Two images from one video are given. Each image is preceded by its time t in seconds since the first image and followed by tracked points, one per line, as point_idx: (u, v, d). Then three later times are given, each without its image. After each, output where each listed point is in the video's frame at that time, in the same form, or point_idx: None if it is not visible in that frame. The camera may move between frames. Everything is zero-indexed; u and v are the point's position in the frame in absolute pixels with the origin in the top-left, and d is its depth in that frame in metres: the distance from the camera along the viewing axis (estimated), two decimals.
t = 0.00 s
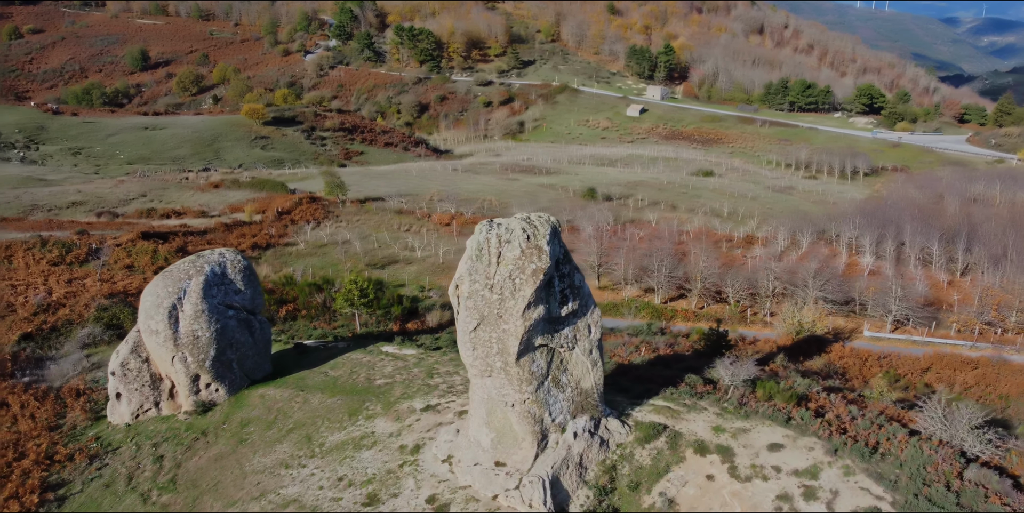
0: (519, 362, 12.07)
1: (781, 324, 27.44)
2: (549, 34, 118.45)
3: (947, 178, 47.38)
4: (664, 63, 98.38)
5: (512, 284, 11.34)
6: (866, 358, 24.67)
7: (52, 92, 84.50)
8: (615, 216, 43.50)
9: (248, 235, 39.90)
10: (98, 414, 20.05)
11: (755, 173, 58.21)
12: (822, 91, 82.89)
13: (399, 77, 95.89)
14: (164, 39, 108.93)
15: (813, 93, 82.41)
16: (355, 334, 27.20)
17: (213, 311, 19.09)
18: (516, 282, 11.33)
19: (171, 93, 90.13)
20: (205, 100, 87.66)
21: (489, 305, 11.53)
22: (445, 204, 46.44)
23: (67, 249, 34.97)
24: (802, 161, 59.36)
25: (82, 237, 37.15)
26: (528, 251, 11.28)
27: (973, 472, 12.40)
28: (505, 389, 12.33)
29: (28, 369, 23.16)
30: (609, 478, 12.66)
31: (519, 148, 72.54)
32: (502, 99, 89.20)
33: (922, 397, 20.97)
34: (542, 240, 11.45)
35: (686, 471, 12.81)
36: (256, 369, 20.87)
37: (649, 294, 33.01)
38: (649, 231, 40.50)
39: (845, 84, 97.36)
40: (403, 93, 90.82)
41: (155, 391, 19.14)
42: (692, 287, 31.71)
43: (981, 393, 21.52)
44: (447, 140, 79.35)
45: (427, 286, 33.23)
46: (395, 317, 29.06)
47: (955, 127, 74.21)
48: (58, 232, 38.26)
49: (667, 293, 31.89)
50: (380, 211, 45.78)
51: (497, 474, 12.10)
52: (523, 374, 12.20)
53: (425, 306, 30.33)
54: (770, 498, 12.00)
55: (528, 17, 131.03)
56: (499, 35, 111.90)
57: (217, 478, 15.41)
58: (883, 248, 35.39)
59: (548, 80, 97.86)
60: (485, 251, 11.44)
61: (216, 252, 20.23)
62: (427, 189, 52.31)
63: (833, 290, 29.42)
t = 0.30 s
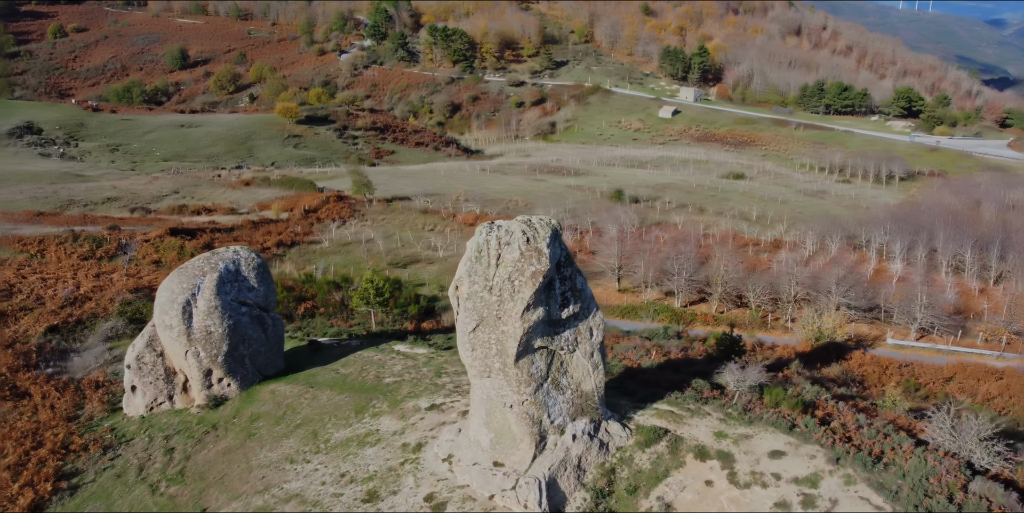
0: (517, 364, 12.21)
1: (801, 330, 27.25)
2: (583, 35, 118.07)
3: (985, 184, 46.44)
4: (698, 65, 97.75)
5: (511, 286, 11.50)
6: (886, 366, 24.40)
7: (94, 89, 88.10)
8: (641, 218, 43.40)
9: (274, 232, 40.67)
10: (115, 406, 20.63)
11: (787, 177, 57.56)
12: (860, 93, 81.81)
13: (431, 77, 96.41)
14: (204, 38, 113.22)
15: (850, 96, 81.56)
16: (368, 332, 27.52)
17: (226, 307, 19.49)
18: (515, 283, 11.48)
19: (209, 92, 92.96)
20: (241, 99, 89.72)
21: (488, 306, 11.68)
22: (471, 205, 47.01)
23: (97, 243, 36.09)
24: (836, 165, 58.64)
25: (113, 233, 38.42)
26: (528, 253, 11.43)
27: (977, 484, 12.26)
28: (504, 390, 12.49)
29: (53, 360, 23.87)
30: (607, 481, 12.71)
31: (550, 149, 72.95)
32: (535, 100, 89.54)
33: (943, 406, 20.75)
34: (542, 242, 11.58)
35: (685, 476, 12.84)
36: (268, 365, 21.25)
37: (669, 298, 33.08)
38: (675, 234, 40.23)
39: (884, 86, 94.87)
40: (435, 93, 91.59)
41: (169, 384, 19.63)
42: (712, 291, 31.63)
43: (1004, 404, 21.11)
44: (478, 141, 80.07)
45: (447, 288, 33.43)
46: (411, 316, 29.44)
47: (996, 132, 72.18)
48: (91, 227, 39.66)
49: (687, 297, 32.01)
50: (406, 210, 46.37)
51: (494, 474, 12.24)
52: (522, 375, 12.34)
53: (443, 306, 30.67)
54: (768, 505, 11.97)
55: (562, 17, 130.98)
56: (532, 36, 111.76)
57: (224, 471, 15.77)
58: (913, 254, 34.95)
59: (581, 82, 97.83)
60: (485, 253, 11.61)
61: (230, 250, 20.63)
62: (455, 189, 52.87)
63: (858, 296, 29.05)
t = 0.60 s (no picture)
0: (516, 364, 12.36)
1: (821, 337, 26.97)
2: (617, 36, 117.07)
3: None
4: (733, 66, 96.92)
5: (510, 287, 11.68)
6: (906, 374, 24.08)
7: (138, 88, 92.61)
8: (667, 219, 43.34)
9: (300, 229, 41.45)
10: (131, 397, 21.23)
11: (820, 180, 56.83)
12: (898, 96, 80.14)
13: (464, 77, 96.86)
14: (244, 37, 117.64)
15: (888, 98, 79.92)
16: (382, 330, 27.76)
17: (239, 303, 19.91)
18: (514, 285, 11.67)
19: (246, 90, 95.70)
20: (278, 98, 91.62)
21: (487, 307, 11.86)
22: (496, 205, 47.54)
23: (127, 238, 37.38)
24: (870, 169, 57.84)
25: (143, 228, 39.73)
26: (527, 255, 11.61)
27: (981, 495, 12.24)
28: (502, 390, 12.66)
29: (76, 352, 24.55)
30: (605, 483, 12.78)
31: (581, 150, 73.22)
32: (567, 100, 89.28)
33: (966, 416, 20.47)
34: (541, 244, 11.75)
35: (684, 480, 12.88)
36: (280, 360, 21.64)
37: (689, 301, 32.99)
38: (701, 236, 40.03)
39: (924, 89, 92.10)
40: (467, 92, 92.20)
41: (183, 377, 20.14)
42: (734, 295, 31.53)
43: None
44: (509, 141, 80.54)
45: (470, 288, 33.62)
46: (427, 315, 29.80)
47: None
48: (122, 223, 41.08)
49: (707, 301, 31.89)
50: (431, 210, 46.87)
51: (492, 474, 12.42)
52: (520, 376, 12.46)
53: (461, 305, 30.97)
54: None
55: (597, 18, 130.78)
56: (566, 36, 111.16)
57: (231, 464, 16.14)
58: (945, 261, 34.39)
59: (614, 82, 97.56)
60: (484, 254, 11.79)
61: (245, 247, 21.03)
62: (482, 188, 53.48)
63: (882, 304, 28.76)
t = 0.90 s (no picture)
0: (514, 367, 12.50)
1: (840, 346, 26.61)
2: (651, 38, 116.21)
3: None
4: (769, 69, 95.72)
5: (508, 290, 11.86)
6: (927, 384, 23.67)
7: (177, 87, 95.20)
8: (694, 225, 43.37)
9: (325, 229, 42.11)
10: (147, 391, 21.81)
11: (854, 186, 56.00)
12: (939, 101, 78.08)
13: (498, 77, 98.21)
14: (282, 38, 119.94)
15: (928, 103, 77.91)
16: (395, 330, 28.03)
17: (252, 301, 20.32)
18: (513, 288, 11.84)
19: (283, 90, 97.66)
20: (313, 98, 93.12)
21: (485, 309, 12.05)
22: (520, 208, 47.80)
23: (155, 235, 38.34)
24: (907, 175, 56.89)
25: (172, 226, 40.86)
26: (526, 258, 11.80)
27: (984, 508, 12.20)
28: (500, 393, 12.79)
29: (99, 346, 25.18)
30: (603, 487, 12.84)
31: (613, 153, 73.21)
32: (599, 103, 88.96)
33: (988, 430, 20.08)
34: (540, 247, 11.92)
35: (682, 487, 12.89)
36: (292, 358, 21.98)
37: (710, 306, 32.81)
38: (727, 242, 39.86)
39: (966, 93, 88.42)
40: (500, 94, 92.64)
41: (196, 373, 20.63)
42: (755, 301, 31.30)
43: None
44: (541, 143, 80.74)
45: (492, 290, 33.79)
46: (443, 316, 30.11)
47: None
48: (152, 220, 42.24)
49: (727, 307, 31.65)
50: (457, 211, 47.25)
51: (489, 475, 12.59)
52: (518, 379, 12.60)
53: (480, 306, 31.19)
54: None
55: (631, 20, 130.27)
56: (601, 38, 110.61)
57: (237, 459, 16.52)
58: (977, 270, 33.73)
59: (648, 85, 97.18)
60: (483, 257, 12.03)
61: (259, 246, 21.47)
62: (508, 190, 53.87)
63: (907, 312, 28.38)
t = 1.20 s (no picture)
0: (512, 370, 12.66)
1: (861, 354, 26.23)
2: (688, 40, 115.25)
3: None
4: (807, 72, 93.90)
5: (507, 293, 12.05)
6: (949, 396, 23.27)
7: (217, 85, 97.99)
8: (722, 229, 43.23)
9: (350, 228, 42.84)
10: (164, 385, 22.42)
11: (891, 191, 55.07)
12: (982, 105, 75.74)
13: (532, 78, 98.85)
14: (321, 37, 121.94)
15: (970, 107, 75.70)
16: (410, 330, 28.36)
17: (265, 299, 20.75)
18: (511, 291, 12.03)
19: (319, 89, 99.27)
20: (348, 98, 94.23)
21: (484, 313, 12.25)
22: (547, 209, 48.05)
23: (184, 232, 39.36)
24: (946, 180, 55.75)
25: (202, 223, 41.87)
26: (524, 262, 11.98)
27: None
28: (498, 395, 12.96)
29: (121, 340, 25.93)
30: (600, 491, 12.93)
31: (645, 155, 73.11)
32: (634, 104, 88.88)
33: (1009, 444, 19.66)
34: (540, 252, 12.07)
35: (679, 493, 12.91)
36: (305, 355, 22.33)
37: (731, 312, 32.49)
38: (754, 245, 39.49)
39: (1011, 98, 84.82)
40: (534, 95, 92.74)
41: (210, 369, 21.16)
42: (776, 306, 30.99)
43: None
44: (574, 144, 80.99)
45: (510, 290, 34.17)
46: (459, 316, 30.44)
47: None
48: (182, 217, 43.33)
49: (748, 312, 31.32)
50: (485, 211, 47.58)
51: (486, 476, 12.80)
52: (516, 382, 12.75)
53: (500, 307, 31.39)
54: None
55: (667, 21, 129.37)
56: (636, 40, 109.99)
57: (245, 454, 16.93)
58: (1013, 279, 32.94)
59: (683, 87, 96.49)
60: (483, 260, 12.22)
61: (273, 246, 21.91)
62: (535, 191, 54.05)
63: (934, 321, 27.83)
